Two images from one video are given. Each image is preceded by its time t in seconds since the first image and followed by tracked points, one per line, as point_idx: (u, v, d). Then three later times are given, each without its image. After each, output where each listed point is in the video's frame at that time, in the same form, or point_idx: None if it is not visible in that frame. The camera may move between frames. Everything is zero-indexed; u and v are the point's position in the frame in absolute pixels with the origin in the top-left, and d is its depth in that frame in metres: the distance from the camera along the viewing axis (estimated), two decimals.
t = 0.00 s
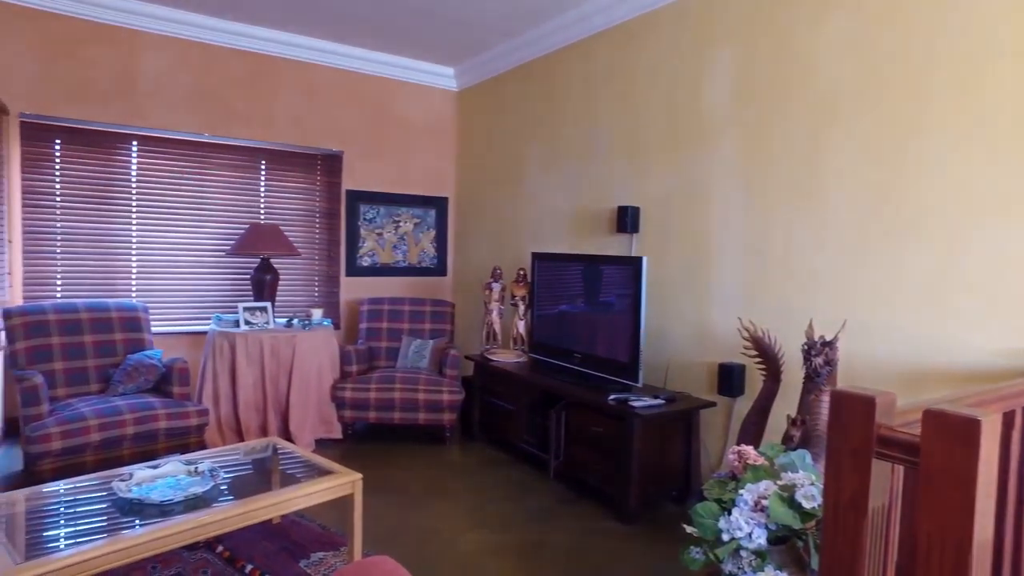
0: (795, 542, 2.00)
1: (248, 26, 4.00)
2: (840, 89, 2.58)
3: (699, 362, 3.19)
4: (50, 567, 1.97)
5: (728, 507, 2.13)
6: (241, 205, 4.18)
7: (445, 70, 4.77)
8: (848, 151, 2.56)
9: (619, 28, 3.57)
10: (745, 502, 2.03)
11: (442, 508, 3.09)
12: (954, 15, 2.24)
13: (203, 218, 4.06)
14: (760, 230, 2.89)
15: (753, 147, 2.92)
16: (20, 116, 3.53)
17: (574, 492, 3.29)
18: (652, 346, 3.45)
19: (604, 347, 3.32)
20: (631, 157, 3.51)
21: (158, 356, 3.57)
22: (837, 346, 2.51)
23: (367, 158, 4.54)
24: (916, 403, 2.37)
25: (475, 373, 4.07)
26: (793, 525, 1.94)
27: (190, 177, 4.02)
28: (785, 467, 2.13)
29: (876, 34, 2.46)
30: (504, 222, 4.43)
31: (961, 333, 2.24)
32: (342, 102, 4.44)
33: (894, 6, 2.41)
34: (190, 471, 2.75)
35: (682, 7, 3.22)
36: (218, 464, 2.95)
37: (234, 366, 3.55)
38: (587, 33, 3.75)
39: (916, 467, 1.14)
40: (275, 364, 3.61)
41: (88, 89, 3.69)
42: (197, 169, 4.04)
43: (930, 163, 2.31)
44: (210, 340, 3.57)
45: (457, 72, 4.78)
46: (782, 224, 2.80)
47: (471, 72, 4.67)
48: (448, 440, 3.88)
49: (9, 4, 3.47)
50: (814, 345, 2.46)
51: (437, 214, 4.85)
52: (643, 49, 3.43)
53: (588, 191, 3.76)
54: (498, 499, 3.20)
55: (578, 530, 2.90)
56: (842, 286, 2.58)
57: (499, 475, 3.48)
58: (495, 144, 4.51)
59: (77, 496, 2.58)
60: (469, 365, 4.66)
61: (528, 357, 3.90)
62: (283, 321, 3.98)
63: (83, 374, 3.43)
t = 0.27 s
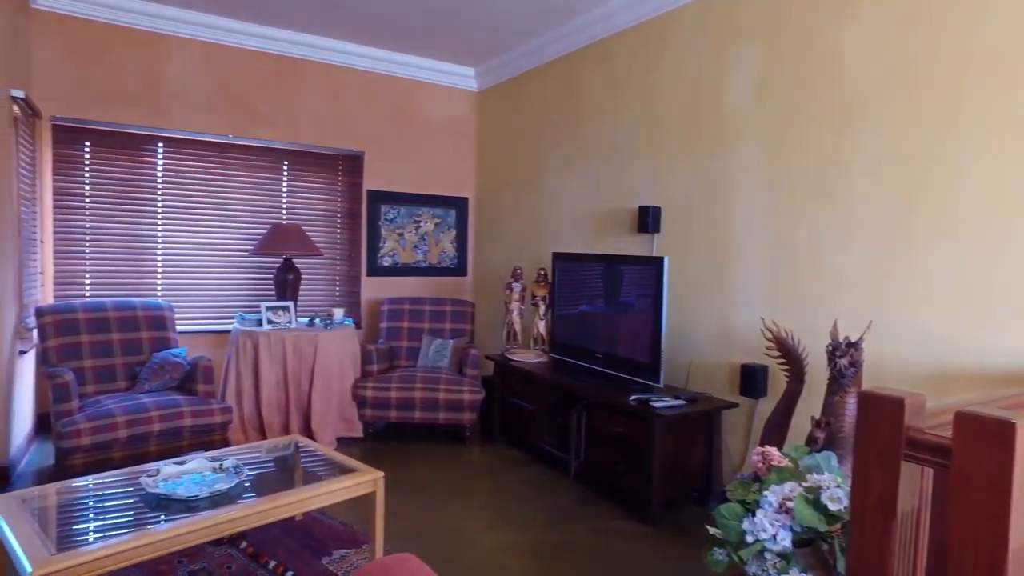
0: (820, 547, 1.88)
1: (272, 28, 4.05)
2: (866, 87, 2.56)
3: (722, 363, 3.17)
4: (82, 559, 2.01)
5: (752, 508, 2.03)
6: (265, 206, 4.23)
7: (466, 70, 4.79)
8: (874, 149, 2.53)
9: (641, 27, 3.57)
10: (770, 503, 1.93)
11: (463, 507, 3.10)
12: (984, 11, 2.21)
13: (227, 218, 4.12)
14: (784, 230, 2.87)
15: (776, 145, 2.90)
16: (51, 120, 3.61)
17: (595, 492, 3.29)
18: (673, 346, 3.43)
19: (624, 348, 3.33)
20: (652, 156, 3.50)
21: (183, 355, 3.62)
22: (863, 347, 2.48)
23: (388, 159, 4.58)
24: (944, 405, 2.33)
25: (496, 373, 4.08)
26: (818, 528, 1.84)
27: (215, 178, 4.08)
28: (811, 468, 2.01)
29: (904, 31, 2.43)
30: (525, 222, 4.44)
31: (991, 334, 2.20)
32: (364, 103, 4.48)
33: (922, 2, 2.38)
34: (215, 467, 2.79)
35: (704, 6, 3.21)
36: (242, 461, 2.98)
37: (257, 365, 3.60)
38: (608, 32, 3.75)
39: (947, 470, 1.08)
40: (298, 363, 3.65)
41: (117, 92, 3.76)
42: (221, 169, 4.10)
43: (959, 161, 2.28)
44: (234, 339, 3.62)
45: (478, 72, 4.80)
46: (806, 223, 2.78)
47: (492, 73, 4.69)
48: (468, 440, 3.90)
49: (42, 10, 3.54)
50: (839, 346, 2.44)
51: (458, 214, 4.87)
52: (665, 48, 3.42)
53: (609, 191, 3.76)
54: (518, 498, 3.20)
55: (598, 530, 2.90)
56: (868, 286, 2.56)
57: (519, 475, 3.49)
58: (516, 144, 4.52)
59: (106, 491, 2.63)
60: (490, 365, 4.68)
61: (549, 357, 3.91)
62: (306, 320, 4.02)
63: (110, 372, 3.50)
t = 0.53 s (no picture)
0: (846, 550, 1.83)
1: (297, 31, 4.09)
2: (893, 86, 2.52)
3: (745, 364, 3.15)
4: (113, 551, 2.06)
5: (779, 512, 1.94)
6: (289, 207, 4.28)
7: (488, 71, 4.81)
8: (902, 148, 2.50)
9: (664, 26, 3.55)
10: (795, 505, 1.86)
11: (484, 506, 3.11)
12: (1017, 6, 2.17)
13: (252, 218, 4.17)
14: (808, 230, 2.84)
15: (802, 145, 2.87)
16: (83, 123, 3.71)
17: (616, 493, 3.29)
18: (696, 347, 3.41)
19: (646, 348, 3.33)
20: (675, 156, 3.49)
21: (208, 353, 3.67)
22: (890, 349, 2.45)
23: (411, 160, 4.61)
24: (975, 408, 2.29)
25: (518, 373, 4.09)
26: (845, 532, 1.79)
27: (241, 180, 4.14)
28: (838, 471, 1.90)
29: (933, 28, 2.39)
30: (546, 222, 4.44)
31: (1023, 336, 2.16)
32: (387, 104, 4.52)
33: None
34: (241, 464, 2.83)
35: (728, 5, 3.19)
36: (268, 458, 3.03)
37: (281, 364, 3.64)
38: (631, 32, 3.75)
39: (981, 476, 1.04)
40: (321, 362, 3.69)
41: (145, 95, 3.84)
42: (246, 170, 4.16)
43: (990, 160, 2.24)
44: (260, 338, 3.67)
45: (500, 73, 4.81)
46: (831, 223, 2.75)
47: (514, 74, 4.70)
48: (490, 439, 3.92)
49: (77, 18, 3.65)
50: (865, 347, 2.40)
51: (479, 215, 4.89)
52: (688, 47, 3.41)
53: (631, 191, 3.76)
54: (540, 498, 3.21)
55: (619, 531, 2.89)
56: (895, 287, 2.52)
57: (541, 475, 3.49)
58: (538, 145, 4.53)
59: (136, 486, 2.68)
60: (511, 365, 4.69)
61: (571, 358, 3.91)
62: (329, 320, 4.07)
63: (139, 369, 3.56)
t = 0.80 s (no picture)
0: (874, 557, 1.76)
1: (321, 34, 4.13)
2: (921, 85, 2.48)
3: (768, 366, 3.12)
4: (143, 546, 2.10)
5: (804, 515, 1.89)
6: (311, 208, 4.32)
7: (509, 72, 4.82)
8: (929, 148, 2.46)
9: (685, 26, 3.53)
10: (819, 509, 1.81)
11: (504, 507, 3.12)
12: None
13: (276, 219, 4.22)
14: (832, 230, 2.81)
15: (825, 144, 2.83)
16: (112, 126, 3.78)
17: (637, 494, 3.28)
18: (718, 348, 3.39)
19: (667, 349, 3.32)
20: (696, 156, 3.47)
21: (233, 352, 3.73)
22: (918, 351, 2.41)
23: (432, 161, 4.64)
24: (1006, 413, 2.24)
25: (539, 374, 4.09)
26: (872, 538, 1.73)
27: (264, 181, 4.20)
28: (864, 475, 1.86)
29: (962, 25, 2.35)
30: (567, 223, 4.44)
31: None
32: (408, 106, 4.55)
33: None
34: (266, 462, 2.87)
35: (751, 3, 3.16)
36: (292, 456, 3.07)
37: (303, 364, 3.67)
38: (652, 31, 3.73)
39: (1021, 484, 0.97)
40: (343, 362, 3.72)
41: (173, 99, 3.91)
42: (270, 172, 4.21)
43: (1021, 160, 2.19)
44: (282, 338, 3.71)
45: (521, 74, 4.82)
46: (855, 224, 2.72)
47: (535, 74, 4.70)
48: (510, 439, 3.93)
49: (108, 24, 3.73)
50: (891, 350, 2.36)
51: (500, 215, 4.90)
52: (710, 47, 3.38)
53: (653, 191, 3.74)
54: (560, 499, 3.21)
55: (640, 532, 2.88)
56: (922, 289, 2.49)
57: (561, 475, 3.50)
58: (558, 145, 4.53)
59: (164, 483, 2.73)
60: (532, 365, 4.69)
61: (592, 358, 3.91)
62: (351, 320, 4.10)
63: (166, 368, 3.63)
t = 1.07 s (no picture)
0: (900, 562, 1.70)
1: (343, 36, 4.17)
2: (948, 83, 2.44)
3: (790, 367, 3.08)
4: (170, 541, 2.14)
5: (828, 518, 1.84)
6: (333, 208, 4.36)
7: (528, 73, 4.82)
8: (956, 147, 2.42)
9: (707, 25, 3.51)
10: (843, 512, 1.75)
11: (524, 507, 3.12)
12: None
13: (298, 220, 4.27)
14: (855, 231, 2.78)
15: (849, 143, 2.80)
16: (139, 128, 3.86)
17: (657, 496, 3.27)
18: (739, 350, 3.37)
19: (688, 350, 3.30)
20: (718, 156, 3.45)
21: (256, 352, 3.78)
22: (945, 354, 2.36)
23: (452, 162, 4.66)
24: None
25: (558, 375, 4.09)
26: (899, 543, 1.67)
27: (286, 182, 4.25)
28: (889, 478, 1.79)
29: (992, 22, 2.31)
30: (587, 223, 4.43)
31: None
32: (429, 108, 4.57)
33: None
34: (289, 461, 2.90)
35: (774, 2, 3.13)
36: (313, 455, 3.10)
37: (325, 363, 3.71)
38: (673, 31, 3.71)
39: None
40: (364, 362, 3.75)
41: (198, 102, 3.97)
42: (292, 173, 4.26)
43: None
44: (304, 338, 3.74)
45: (541, 74, 4.82)
46: (880, 223, 2.68)
47: (555, 75, 4.70)
48: (529, 440, 3.93)
49: (137, 29, 3.80)
50: (918, 352, 2.32)
51: (520, 216, 4.91)
52: (732, 46, 3.36)
53: (673, 192, 3.73)
54: (580, 500, 3.21)
55: (660, 534, 2.87)
56: (949, 290, 2.45)
57: (581, 476, 3.50)
58: (578, 146, 4.52)
59: (189, 480, 2.77)
60: (552, 366, 4.69)
61: (612, 359, 3.90)
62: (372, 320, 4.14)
63: (190, 366, 3.69)
